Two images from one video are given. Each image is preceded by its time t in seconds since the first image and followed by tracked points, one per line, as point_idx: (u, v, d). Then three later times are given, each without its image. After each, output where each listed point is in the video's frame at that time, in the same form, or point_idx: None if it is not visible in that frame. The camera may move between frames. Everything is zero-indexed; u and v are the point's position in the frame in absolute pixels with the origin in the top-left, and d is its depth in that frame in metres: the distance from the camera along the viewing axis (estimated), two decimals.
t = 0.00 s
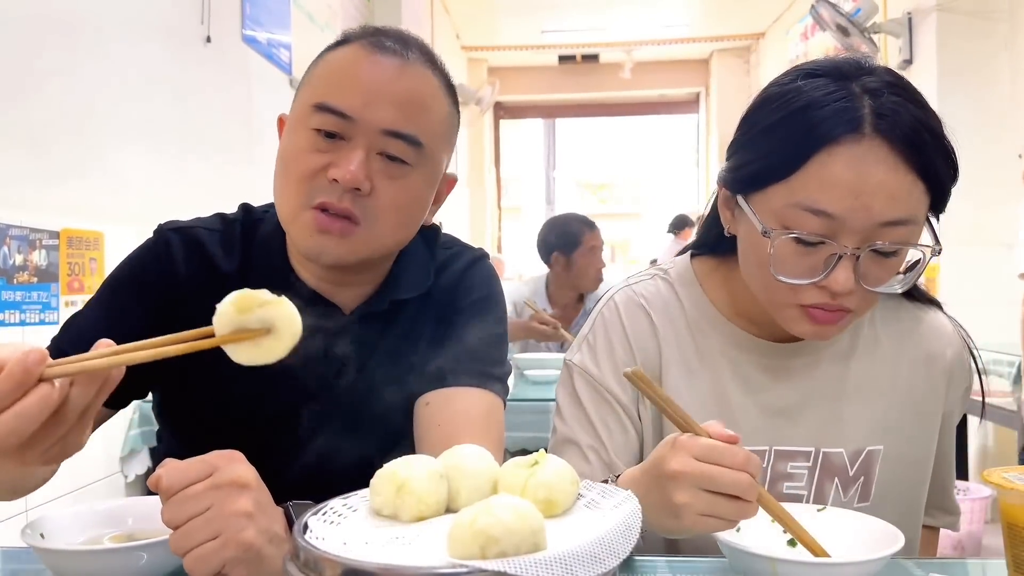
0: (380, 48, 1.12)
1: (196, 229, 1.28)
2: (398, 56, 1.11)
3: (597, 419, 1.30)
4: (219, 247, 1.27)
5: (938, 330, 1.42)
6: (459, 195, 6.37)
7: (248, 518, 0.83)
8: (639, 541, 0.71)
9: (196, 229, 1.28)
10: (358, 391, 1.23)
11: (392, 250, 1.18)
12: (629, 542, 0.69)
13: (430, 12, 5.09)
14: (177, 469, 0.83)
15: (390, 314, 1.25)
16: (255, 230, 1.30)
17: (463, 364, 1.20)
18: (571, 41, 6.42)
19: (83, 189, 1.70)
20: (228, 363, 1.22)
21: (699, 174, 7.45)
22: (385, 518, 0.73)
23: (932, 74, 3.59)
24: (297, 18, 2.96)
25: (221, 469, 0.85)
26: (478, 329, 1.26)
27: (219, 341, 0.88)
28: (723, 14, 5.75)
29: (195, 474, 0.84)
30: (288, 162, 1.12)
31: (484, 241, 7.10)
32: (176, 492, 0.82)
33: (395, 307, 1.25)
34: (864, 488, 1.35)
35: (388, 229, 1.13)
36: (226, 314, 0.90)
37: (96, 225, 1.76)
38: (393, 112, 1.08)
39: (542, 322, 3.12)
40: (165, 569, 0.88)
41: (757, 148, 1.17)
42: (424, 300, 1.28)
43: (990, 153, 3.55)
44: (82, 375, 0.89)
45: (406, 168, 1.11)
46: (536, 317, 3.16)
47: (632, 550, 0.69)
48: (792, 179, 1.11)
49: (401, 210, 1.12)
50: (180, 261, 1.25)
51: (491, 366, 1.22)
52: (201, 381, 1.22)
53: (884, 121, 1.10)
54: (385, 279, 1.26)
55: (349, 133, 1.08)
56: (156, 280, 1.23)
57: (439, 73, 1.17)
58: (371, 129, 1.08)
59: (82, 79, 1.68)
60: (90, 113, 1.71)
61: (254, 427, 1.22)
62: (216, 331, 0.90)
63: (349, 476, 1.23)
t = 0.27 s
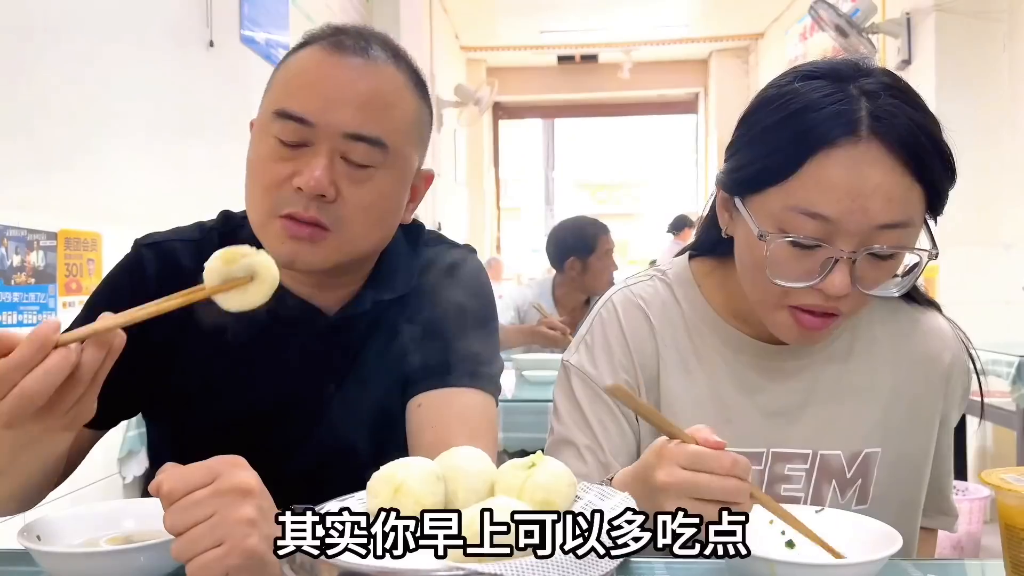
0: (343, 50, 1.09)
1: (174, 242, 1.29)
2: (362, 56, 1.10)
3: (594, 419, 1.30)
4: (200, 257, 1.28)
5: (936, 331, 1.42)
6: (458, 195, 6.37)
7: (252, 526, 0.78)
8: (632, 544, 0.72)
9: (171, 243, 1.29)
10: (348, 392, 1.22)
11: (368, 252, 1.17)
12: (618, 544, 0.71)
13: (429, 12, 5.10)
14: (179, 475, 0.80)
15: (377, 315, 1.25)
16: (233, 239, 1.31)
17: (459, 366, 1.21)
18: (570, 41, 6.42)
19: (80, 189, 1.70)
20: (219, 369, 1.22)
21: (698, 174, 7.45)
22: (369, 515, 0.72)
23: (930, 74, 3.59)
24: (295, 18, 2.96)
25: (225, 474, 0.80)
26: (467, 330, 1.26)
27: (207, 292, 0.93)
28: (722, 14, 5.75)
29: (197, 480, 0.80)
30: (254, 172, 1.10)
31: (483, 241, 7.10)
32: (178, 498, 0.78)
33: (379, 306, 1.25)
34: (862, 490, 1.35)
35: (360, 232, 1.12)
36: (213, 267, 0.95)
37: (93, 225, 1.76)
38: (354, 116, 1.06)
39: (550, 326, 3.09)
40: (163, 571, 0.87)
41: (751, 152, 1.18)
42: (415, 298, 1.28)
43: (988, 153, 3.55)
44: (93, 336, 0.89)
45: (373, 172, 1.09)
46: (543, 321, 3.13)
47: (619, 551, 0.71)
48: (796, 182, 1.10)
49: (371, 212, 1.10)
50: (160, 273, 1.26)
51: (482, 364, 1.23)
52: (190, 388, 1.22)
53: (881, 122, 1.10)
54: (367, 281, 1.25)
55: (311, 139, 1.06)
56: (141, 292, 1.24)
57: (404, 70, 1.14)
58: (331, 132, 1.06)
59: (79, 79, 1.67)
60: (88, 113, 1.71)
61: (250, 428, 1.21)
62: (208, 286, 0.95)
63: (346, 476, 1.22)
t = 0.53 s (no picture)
0: (295, 53, 1.04)
1: (141, 252, 1.24)
2: (318, 59, 1.05)
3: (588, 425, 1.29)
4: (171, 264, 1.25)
5: (931, 333, 1.41)
6: (456, 195, 6.37)
7: (245, 535, 0.77)
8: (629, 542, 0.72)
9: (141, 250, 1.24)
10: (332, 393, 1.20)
11: (342, 260, 1.13)
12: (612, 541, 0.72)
13: (427, 12, 5.10)
14: (171, 484, 0.79)
15: (354, 315, 1.23)
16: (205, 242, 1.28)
17: (446, 361, 1.20)
18: (568, 42, 6.42)
19: (77, 190, 1.70)
20: (198, 379, 1.20)
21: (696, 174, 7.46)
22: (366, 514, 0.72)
23: (928, 74, 3.59)
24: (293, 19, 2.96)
25: (216, 482, 0.79)
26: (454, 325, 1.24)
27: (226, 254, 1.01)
28: (719, 14, 5.76)
29: (189, 489, 0.79)
30: (215, 185, 1.07)
31: (482, 242, 7.10)
32: (170, 508, 0.78)
33: (354, 309, 1.23)
34: (860, 494, 1.35)
35: (330, 242, 1.08)
36: (235, 229, 1.02)
37: (91, 226, 1.76)
38: (310, 123, 1.01)
39: (548, 328, 3.10)
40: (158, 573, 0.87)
41: (743, 162, 1.17)
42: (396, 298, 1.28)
43: (986, 153, 3.56)
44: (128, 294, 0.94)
45: (336, 179, 1.04)
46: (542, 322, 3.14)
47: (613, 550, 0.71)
48: (785, 190, 1.11)
49: (339, 221, 1.07)
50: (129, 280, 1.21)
51: (472, 362, 1.21)
52: (169, 400, 1.20)
53: (871, 130, 1.10)
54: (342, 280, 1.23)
55: (269, 151, 1.02)
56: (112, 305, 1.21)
57: (359, 68, 1.08)
58: (289, 142, 1.01)
59: (77, 79, 1.67)
60: (86, 114, 1.71)
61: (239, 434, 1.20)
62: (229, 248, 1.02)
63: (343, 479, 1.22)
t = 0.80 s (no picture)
0: (269, 52, 1.04)
1: (127, 256, 1.24)
2: (295, 57, 1.05)
3: (574, 437, 1.30)
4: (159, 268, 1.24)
5: (924, 339, 1.41)
6: (455, 196, 6.38)
7: (242, 541, 0.77)
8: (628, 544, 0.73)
9: (127, 257, 1.24)
10: (320, 392, 1.20)
11: (327, 258, 1.13)
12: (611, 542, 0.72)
13: (425, 13, 5.10)
14: (167, 490, 0.79)
15: (344, 312, 1.23)
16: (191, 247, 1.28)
17: (432, 364, 1.19)
18: (566, 43, 6.43)
19: (74, 191, 1.70)
20: (184, 388, 1.19)
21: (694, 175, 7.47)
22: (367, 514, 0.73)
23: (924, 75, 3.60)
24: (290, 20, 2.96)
25: (212, 489, 0.79)
26: (443, 328, 1.24)
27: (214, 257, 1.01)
28: (717, 15, 5.76)
29: (185, 495, 0.79)
30: (197, 190, 1.07)
31: (481, 242, 7.10)
32: (167, 514, 0.77)
33: (341, 307, 1.23)
34: (854, 502, 1.35)
35: (317, 238, 1.08)
36: (221, 232, 1.02)
37: (88, 227, 1.76)
38: (287, 120, 1.01)
39: (547, 326, 3.10)
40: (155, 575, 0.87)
41: (713, 175, 1.18)
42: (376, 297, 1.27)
43: (982, 154, 3.56)
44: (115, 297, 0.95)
45: (318, 175, 1.04)
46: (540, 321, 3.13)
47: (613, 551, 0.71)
48: (750, 205, 1.11)
49: (323, 216, 1.07)
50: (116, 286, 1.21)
51: (460, 363, 1.22)
52: (157, 406, 1.20)
53: (841, 145, 1.10)
54: (326, 281, 1.22)
55: (248, 151, 1.02)
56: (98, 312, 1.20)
57: (335, 65, 1.09)
58: (267, 140, 1.01)
59: (73, 80, 1.67)
60: (83, 116, 1.71)
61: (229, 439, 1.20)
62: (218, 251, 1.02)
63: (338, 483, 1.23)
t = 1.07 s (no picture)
0: (266, 50, 1.04)
1: (120, 256, 1.24)
2: (291, 56, 1.05)
3: (566, 438, 1.30)
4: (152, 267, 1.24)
5: (916, 339, 1.41)
6: (453, 196, 6.38)
7: (239, 542, 0.77)
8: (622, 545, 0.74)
9: (118, 258, 1.24)
10: (314, 392, 1.20)
11: (321, 256, 1.13)
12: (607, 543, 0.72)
13: (423, 13, 5.11)
14: (164, 491, 0.78)
15: (340, 309, 1.22)
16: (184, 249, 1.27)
17: (427, 368, 1.21)
18: (564, 44, 6.43)
19: (72, 191, 1.70)
20: (174, 389, 1.19)
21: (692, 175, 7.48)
22: (367, 515, 0.73)
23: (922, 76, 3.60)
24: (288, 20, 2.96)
25: (209, 490, 0.79)
26: (437, 329, 1.25)
27: (205, 254, 1.00)
28: (715, 16, 5.77)
29: (182, 496, 0.79)
30: (189, 187, 1.06)
31: (479, 243, 7.10)
32: (163, 515, 0.77)
33: (336, 305, 1.22)
34: (847, 502, 1.35)
35: (311, 235, 1.08)
36: (211, 230, 1.02)
37: (86, 228, 1.76)
38: (281, 118, 1.01)
39: (543, 323, 3.08)
40: None
41: (698, 176, 1.18)
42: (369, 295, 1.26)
43: (979, 154, 3.57)
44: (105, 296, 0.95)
45: (312, 173, 1.04)
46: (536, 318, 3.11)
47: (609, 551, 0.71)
48: (732, 206, 1.12)
49: (317, 215, 1.06)
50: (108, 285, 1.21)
51: (457, 363, 1.23)
52: (148, 406, 1.19)
53: (823, 145, 1.10)
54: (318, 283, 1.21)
55: (243, 149, 1.02)
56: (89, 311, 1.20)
57: (329, 64, 1.09)
58: (262, 139, 1.01)
59: (70, 80, 1.67)
60: (80, 116, 1.71)
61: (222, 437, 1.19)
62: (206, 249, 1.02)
63: (331, 482, 1.23)
